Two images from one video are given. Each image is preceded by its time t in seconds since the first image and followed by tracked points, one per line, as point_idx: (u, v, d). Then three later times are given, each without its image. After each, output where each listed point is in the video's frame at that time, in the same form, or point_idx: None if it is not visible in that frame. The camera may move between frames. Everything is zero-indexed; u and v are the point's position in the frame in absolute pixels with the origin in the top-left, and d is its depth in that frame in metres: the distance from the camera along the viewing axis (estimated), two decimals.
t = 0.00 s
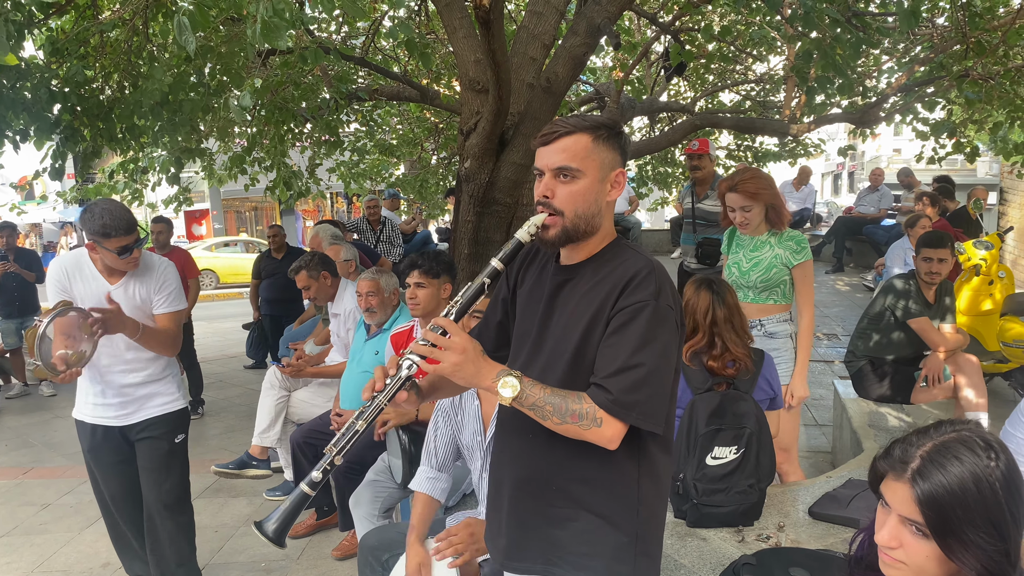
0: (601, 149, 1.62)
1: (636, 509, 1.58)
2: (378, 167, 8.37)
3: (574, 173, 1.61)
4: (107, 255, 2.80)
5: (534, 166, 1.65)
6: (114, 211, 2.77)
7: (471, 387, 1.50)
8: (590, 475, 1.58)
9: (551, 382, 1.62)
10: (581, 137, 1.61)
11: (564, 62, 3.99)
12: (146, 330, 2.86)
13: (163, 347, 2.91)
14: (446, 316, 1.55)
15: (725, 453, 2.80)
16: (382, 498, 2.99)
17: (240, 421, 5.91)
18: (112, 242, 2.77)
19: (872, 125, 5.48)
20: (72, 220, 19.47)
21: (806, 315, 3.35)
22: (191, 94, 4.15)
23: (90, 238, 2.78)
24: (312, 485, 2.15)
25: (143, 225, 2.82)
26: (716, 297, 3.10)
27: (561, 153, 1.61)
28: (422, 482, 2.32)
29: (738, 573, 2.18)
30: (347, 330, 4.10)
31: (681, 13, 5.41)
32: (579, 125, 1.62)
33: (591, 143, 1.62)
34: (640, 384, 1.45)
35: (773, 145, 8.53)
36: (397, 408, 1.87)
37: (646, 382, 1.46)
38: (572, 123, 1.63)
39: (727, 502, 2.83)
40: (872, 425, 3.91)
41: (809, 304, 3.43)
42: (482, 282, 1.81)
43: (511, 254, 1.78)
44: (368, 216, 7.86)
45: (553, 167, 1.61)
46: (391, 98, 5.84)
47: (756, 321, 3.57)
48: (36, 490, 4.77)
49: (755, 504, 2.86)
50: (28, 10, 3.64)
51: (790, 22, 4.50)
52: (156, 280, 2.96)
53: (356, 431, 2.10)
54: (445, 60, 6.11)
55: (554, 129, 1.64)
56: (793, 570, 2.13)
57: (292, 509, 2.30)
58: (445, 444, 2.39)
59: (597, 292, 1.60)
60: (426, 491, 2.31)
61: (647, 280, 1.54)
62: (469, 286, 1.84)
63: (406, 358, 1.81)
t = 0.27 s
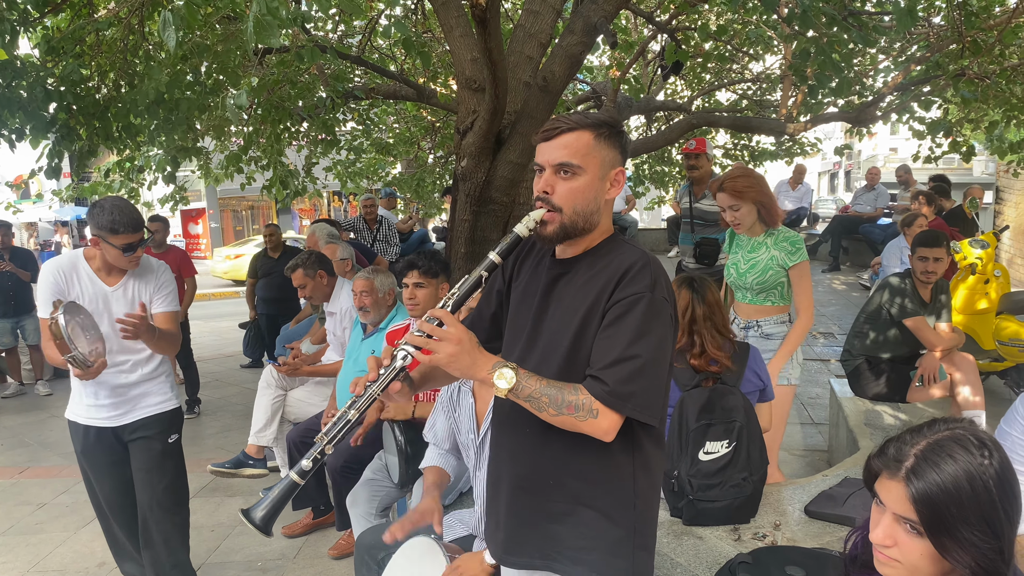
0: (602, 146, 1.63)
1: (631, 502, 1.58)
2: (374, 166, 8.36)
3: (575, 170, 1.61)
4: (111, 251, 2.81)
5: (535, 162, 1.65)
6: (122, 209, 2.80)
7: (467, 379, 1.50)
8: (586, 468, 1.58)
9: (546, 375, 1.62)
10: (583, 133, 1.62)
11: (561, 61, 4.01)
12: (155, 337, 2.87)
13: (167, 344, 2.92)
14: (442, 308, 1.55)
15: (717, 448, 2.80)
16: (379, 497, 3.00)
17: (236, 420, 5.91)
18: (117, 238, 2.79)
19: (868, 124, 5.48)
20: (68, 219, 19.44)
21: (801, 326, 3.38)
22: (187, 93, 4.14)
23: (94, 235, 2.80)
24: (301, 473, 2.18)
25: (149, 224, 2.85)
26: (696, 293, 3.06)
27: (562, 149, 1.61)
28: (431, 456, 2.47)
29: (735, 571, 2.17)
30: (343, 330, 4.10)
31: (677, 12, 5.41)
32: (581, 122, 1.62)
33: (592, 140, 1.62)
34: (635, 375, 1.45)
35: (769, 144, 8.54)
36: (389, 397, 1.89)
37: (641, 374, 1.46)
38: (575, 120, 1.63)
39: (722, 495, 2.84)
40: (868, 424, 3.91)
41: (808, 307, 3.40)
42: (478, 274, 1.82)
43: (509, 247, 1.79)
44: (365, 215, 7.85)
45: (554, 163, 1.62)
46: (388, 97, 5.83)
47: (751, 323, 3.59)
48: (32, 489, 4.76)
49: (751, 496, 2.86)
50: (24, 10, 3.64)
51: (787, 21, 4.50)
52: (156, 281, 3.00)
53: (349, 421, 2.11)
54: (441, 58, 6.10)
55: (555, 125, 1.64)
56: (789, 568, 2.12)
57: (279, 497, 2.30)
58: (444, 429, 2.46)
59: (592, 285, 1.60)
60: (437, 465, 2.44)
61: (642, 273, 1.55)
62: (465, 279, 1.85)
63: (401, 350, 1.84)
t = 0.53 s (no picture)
0: (600, 145, 1.63)
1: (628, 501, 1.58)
2: (371, 165, 8.35)
3: (574, 169, 1.61)
4: (91, 250, 2.79)
5: (533, 160, 1.66)
6: (96, 206, 2.74)
7: (463, 377, 1.50)
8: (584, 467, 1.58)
9: (543, 375, 1.62)
10: (581, 133, 1.62)
11: (557, 59, 4.01)
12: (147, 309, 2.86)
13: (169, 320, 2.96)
14: (440, 306, 1.55)
15: (708, 427, 2.92)
16: (375, 495, 3.00)
17: (233, 419, 5.90)
18: (95, 236, 2.76)
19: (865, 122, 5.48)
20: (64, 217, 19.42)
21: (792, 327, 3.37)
22: (184, 91, 4.15)
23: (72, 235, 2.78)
24: (295, 469, 2.20)
25: (126, 219, 2.81)
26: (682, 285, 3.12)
27: (561, 148, 1.61)
28: (415, 467, 2.41)
29: (731, 569, 2.17)
30: (340, 329, 4.10)
31: (674, 10, 5.41)
32: (580, 121, 1.62)
33: (591, 139, 1.62)
34: (633, 378, 1.45)
35: (767, 142, 8.54)
36: (386, 392, 1.89)
37: (638, 377, 1.46)
38: (573, 118, 1.63)
39: (721, 473, 2.92)
40: (864, 422, 3.92)
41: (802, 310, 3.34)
42: (477, 272, 1.81)
43: (506, 246, 1.78)
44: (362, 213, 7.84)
45: (553, 162, 1.62)
46: (385, 96, 5.82)
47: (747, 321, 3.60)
48: (29, 488, 4.75)
49: (744, 473, 2.96)
50: (20, 8, 3.63)
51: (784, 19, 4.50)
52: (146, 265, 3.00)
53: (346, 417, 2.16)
54: (439, 57, 6.11)
55: (553, 124, 1.64)
56: (785, 566, 2.12)
57: (272, 494, 2.29)
58: (437, 429, 2.43)
59: (590, 285, 1.60)
60: (422, 477, 2.37)
61: (641, 276, 1.55)
62: (463, 277, 1.85)
63: (399, 347, 1.83)
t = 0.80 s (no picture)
0: (595, 144, 1.63)
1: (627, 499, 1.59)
2: (370, 163, 8.34)
3: (568, 168, 1.61)
4: (96, 248, 2.79)
5: (528, 159, 1.66)
6: (101, 205, 2.75)
7: (463, 378, 1.50)
8: (583, 465, 1.58)
9: (542, 374, 1.62)
10: (575, 131, 1.61)
11: (555, 57, 4.01)
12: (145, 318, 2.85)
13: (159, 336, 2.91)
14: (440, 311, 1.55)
15: (698, 388, 3.03)
16: (373, 494, 3.00)
17: (232, 417, 5.90)
18: (100, 235, 2.76)
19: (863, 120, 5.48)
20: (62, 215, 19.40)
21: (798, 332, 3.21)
22: (182, 90, 4.14)
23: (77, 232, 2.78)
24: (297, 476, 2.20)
25: (131, 219, 2.81)
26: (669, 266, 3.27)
27: (555, 147, 1.61)
28: (421, 456, 2.46)
29: (728, 567, 2.16)
30: (338, 327, 4.09)
31: (672, 8, 5.41)
32: (572, 119, 1.62)
33: (585, 138, 1.62)
34: (632, 377, 1.46)
35: (765, 140, 8.54)
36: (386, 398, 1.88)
37: (637, 376, 1.46)
38: (567, 117, 1.63)
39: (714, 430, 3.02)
40: (862, 420, 3.93)
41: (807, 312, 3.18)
42: (474, 273, 1.82)
43: (503, 247, 1.79)
44: (360, 211, 7.84)
45: (547, 161, 1.62)
46: (382, 94, 5.82)
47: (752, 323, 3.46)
48: (27, 487, 4.75)
49: (736, 429, 3.05)
50: (16, 6, 3.62)
51: (781, 17, 4.50)
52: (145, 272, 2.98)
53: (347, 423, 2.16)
54: (437, 55, 6.10)
55: (547, 123, 1.64)
56: (783, 564, 2.11)
57: (274, 502, 2.33)
58: (438, 426, 2.47)
59: (587, 285, 1.60)
60: (429, 465, 2.43)
61: (638, 274, 1.55)
62: (460, 278, 1.86)
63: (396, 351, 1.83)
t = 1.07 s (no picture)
0: (591, 140, 1.63)
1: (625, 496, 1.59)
2: (368, 162, 8.33)
3: (562, 163, 1.61)
4: (108, 246, 2.80)
5: (524, 154, 1.66)
6: (116, 203, 2.76)
7: (458, 372, 1.50)
8: (580, 462, 1.59)
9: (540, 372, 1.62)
10: (571, 127, 1.62)
11: (554, 57, 4.01)
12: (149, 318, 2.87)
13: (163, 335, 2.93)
14: (434, 303, 1.56)
15: (689, 353, 3.10)
16: (372, 493, 2.99)
17: (230, 416, 5.90)
18: (115, 233, 2.78)
19: (861, 119, 5.49)
20: (60, 215, 19.40)
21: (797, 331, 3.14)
22: (180, 89, 4.14)
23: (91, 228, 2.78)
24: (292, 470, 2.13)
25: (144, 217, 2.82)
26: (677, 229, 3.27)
27: (549, 142, 1.62)
28: (417, 452, 2.48)
29: (727, 566, 2.16)
30: (337, 326, 4.09)
31: (670, 8, 5.41)
32: (567, 116, 1.63)
33: (581, 134, 1.62)
34: (626, 372, 1.46)
35: (763, 140, 8.55)
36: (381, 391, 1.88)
37: (632, 370, 1.46)
38: (563, 114, 1.64)
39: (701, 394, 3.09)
40: (860, 419, 3.93)
41: (806, 313, 3.12)
42: (467, 268, 1.78)
43: (497, 242, 1.76)
44: (358, 211, 7.84)
45: (542, 155, 1.63)
46: (381, 93, 5.82)
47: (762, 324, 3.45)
48: (25, 486, 4.75)
49: (722, 396, 3.12)
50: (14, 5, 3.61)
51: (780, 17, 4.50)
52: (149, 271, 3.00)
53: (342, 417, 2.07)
54: (435, 54, 6.10)
55: (545, 119, 1.65)
56: (782, 563, 2.10)
57: (270, 497, 2.27)
58: (435, 423, 2.48)
59: (583, 283, 1.61)
60: (424, 461, 2.45)
61: (633, 271, 1.55)
62: (455, 271, 1.83)
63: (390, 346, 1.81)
